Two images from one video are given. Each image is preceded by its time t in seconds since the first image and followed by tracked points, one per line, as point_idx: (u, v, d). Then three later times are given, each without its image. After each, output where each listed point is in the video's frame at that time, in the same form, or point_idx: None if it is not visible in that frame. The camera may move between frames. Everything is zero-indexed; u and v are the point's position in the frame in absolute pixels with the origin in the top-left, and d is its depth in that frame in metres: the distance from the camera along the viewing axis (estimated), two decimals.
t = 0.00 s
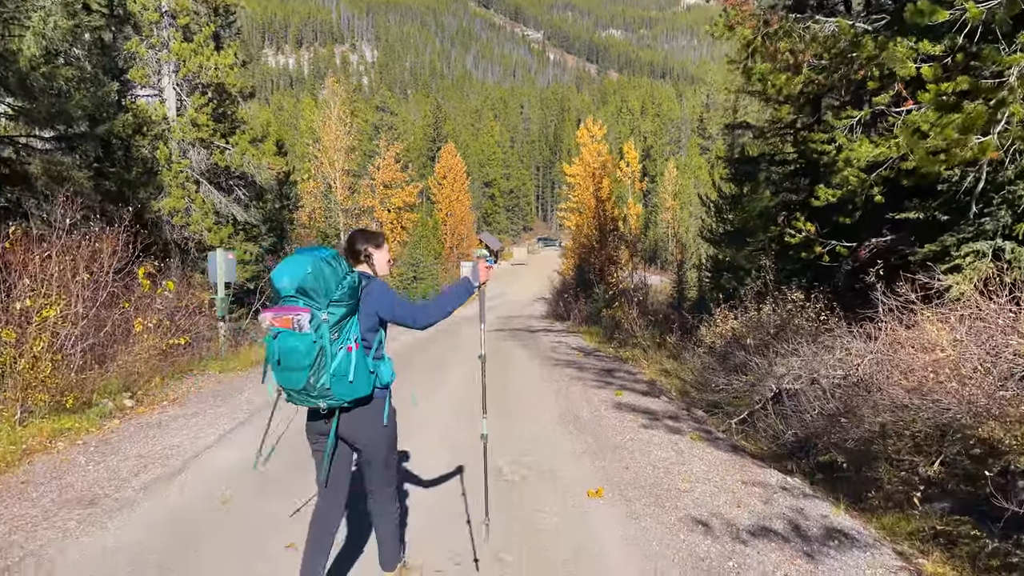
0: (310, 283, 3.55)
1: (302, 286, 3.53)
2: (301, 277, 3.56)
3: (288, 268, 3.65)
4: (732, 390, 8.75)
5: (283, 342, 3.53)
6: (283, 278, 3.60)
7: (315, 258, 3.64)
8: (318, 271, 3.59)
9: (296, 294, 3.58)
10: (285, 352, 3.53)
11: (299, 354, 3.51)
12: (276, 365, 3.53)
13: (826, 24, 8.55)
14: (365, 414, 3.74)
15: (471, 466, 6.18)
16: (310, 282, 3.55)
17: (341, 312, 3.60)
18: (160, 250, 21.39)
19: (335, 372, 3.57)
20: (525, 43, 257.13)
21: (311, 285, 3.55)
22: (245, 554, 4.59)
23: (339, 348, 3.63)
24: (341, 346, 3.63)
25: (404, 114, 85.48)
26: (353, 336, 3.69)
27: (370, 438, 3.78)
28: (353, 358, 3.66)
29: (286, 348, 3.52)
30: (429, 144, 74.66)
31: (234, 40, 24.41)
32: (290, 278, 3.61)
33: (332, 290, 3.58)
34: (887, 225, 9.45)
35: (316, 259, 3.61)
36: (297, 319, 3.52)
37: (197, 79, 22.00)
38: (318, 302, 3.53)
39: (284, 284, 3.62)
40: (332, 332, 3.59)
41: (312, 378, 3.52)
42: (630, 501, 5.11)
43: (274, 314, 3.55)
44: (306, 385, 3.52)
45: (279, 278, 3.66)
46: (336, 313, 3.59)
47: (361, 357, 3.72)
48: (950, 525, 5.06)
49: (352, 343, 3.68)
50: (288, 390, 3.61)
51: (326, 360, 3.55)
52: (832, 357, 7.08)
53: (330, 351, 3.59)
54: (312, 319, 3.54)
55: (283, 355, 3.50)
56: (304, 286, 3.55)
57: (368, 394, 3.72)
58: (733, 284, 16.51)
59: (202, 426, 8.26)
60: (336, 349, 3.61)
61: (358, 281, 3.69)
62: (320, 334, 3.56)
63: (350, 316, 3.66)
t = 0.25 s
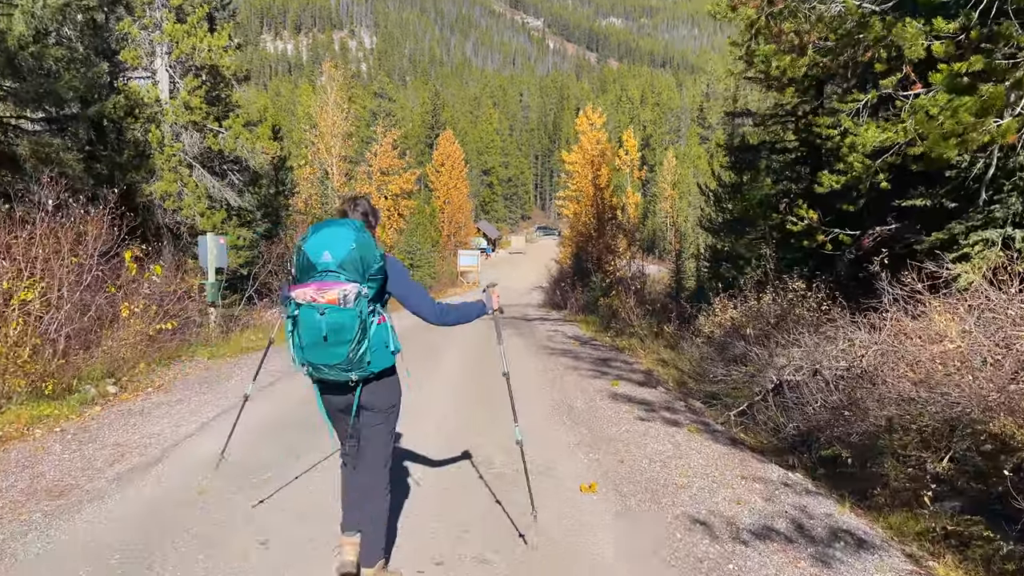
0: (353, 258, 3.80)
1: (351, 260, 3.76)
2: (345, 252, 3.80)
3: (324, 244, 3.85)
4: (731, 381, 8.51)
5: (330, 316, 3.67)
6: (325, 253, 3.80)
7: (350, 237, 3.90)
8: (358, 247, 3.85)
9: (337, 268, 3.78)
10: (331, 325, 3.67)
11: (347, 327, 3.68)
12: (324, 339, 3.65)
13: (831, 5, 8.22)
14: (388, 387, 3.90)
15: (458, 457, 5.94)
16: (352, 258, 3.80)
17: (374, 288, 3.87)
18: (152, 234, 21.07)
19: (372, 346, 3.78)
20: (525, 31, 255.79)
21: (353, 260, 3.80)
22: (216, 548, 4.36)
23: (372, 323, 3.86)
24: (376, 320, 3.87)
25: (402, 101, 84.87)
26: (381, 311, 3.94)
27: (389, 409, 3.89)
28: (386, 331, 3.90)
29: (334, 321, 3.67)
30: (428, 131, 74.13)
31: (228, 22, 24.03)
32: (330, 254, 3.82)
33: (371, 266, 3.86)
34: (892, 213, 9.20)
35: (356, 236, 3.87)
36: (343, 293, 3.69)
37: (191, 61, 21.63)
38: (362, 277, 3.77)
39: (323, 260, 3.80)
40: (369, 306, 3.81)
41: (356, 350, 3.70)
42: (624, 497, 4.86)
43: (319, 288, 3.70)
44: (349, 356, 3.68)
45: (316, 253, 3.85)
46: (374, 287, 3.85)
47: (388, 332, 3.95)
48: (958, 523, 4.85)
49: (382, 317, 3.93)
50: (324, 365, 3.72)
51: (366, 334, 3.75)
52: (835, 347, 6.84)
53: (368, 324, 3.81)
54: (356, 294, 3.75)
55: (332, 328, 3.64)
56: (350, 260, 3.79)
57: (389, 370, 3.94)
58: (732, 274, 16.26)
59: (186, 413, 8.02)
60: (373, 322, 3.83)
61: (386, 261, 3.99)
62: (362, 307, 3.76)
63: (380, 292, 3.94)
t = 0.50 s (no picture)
0: (362, 267, 3.88)
1: (363, 271, 3.83)
2: (355, 262, 3.88)
3: (333, 256, 3.90)
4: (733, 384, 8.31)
5: (347, 326, 3.72)
6: (335, 265, 3.85)
7: (355, 248, 3.98)
8: (365, 259, 3.94)
9: (348, 279, 3.84)
10: (350, 333, 3.72)
11: (363, 335, 3.72)
12: (343, 348, 3.68)
13: None
14: (395, 392, 4.00)
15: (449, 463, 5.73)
16: (362, 267, 3.88)
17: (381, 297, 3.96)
18: (146, 229, 20.81)
19: (384, 352, 3.86)
20: (526, 27, 255.32)
21: (364, 269, 3.88)
22: (195, 561, 4.16)
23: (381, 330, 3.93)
24: (385, 325, 3.96)
25: (401, 96, 84.50)
26: (388, 317, 4.03)
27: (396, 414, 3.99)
28: (394, 335, 3.99)
29: (353, 330, 3.72)
30: (427, 127, 73.79)
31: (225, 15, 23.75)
32: (341, 265, 3.87)
33: (378, 275, 3.95)
34: (899, 213, 9.00)
35: (363, 246, 3.95)
36: (358, 302, 3.76)
37: (186, 54, 21.36)
38: (373, 286, 3.85)
39: (334, 271, 3.85)
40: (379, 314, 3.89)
41: (372, 357, 3.77)
42: (622, 508, 4.66)
43: (335, 298, 3.75)
44: (367, 363, 3.75)
45: (325, 265, 3.89)
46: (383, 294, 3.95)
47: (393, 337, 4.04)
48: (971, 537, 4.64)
49: (389, 322, 4.02)
50: (342, 373, 3.76)
51: (379, 339, 3.83)
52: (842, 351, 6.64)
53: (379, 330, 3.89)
54: (369, 302, 3.82)
55: (352, 336, 3.69)
56: (360, 271, 3.86)
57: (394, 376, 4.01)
58: (732, 273, 16.05)
59: (172, 413, 7.81)
60: (383, 327, 3.92)
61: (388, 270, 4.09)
62: (374, 315, 3.84)
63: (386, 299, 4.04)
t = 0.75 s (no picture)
0: (357, 240, 3.92)
1: (358, 241, 3.84)
2: (349, 233, 3.92)
3: (327, 228, 3.91)
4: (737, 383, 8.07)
5: (340, 294, 3.73)
6: (330, 234, 3.86)
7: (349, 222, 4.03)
8: (359, 232, 3.97)
9: (342, 250, 3.86)
10: (343, 302, 3.73)
11: (355, 303, 3.74)
12: (336, 315, 3.69)
13: None
14: (384, 372, 3.95)
15: (444, 462, 5.48)
16: (356, 240, 3.92)
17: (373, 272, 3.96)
18: (141, 223, 20.51)
19: (375, 325, 3.84)
20: (525, 24, 254.81)
21: (358, 241, 3.92)
22: (173, 566, 3.92)
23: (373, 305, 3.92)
24: (378, 300, 3.96)
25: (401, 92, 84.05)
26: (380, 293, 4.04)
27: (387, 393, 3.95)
28: (386, 311, 3.99)
29: (345, 298, 3.73)
30: (427, 122, 73.37)
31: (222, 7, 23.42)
32: (336, 236, 3.88)
33: (371, 249, 3.96)
34: (908, 208, 8.77)
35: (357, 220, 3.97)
36: (351, 271, 3.79)
37: (183, 46, 21.04)
38: (367, 257, 3.86)
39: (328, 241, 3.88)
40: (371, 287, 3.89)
41: (364, 328, 3.75)
42: (626, 513, 4.43)
43: (328, 267, 3.77)
44: (357, 334, 3.73)
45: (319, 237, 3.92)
46: (376, 268, 3.97)
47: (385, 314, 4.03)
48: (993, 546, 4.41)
49: (382, 298, 4.02)
50: (332, 344, 3.73)
51: (371, 313, 3.82)
52: (852, 349, 6.40)
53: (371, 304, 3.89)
54: (362, 274, 3.84)
55: (345, 304, 3.70)
56: (354, 242, 3.88)
57: (383, 354, 3.99)
58: (734, 270, 15.81)
59: (160, 410, 7.58)
60: (376, 301, 3.92)
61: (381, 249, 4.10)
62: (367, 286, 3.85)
63: (379, 275, 4.05)
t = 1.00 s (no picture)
0: (357, 249, 4.03)
1: (358, 249, 3.99)
2: (349, 244, 4.02)
3: (327, 235, 4.04)
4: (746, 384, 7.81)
5: (343, 300, 3.77)
6: (332, 242, 3.98)
7: (348, 231, 4.14)
8: (357, 242, 4.09)
9: (342, 257, 3.98)
10: (345, 307, 3.76)
11: (356, 309, 3.79)
12: (339, 319, 3.71)
13: None
14: (373, 377, 4.01)
15: (440, 468, 5.22)
16: (356, 249, 4.03)
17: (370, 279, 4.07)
18: (138, 219, 20.23)
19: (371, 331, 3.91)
20: (527, 20, 254.12)
21: (357, 250, 4.03)
22: None
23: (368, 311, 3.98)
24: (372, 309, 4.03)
25: (401, 87, 83.67)
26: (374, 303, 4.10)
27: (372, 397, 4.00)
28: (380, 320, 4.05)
29: (348, 305, 3.77)
30: (428, 118, 73.01)
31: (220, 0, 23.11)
32: (336, 243, 4.01)
33: (367, 258, 4.11)
34: (921, 203, 8.51)
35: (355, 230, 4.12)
36: (353, 279, 3.86)
37: (180, 39, 20.75)
38: (366, 264, 3.98)
39: (330, 249, 3.97)
40: (368, 294, 3.97)
41: (362, 333, 3.80)
42: (633, 523, 4.20)
43: (331, 272, 3.82)
44: (355, 340, 3.77)
45: (320, 243, 4.00)
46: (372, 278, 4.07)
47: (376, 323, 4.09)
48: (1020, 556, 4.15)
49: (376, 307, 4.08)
50: (330, 349, 3.75)
51: (369, 320, 3.88)
52: (866, 349, 6.16)
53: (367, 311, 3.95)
54: (362, 282, 3.92)
55: (348, 309, 3.73)
56: (354, 249, 4.02)
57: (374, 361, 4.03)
58: (739, 267, 15.53)
59: (149, 412, 7.35)
60: (372, 310, 3.98)
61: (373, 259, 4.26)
62: (365, 294, 3.92)
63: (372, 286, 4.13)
